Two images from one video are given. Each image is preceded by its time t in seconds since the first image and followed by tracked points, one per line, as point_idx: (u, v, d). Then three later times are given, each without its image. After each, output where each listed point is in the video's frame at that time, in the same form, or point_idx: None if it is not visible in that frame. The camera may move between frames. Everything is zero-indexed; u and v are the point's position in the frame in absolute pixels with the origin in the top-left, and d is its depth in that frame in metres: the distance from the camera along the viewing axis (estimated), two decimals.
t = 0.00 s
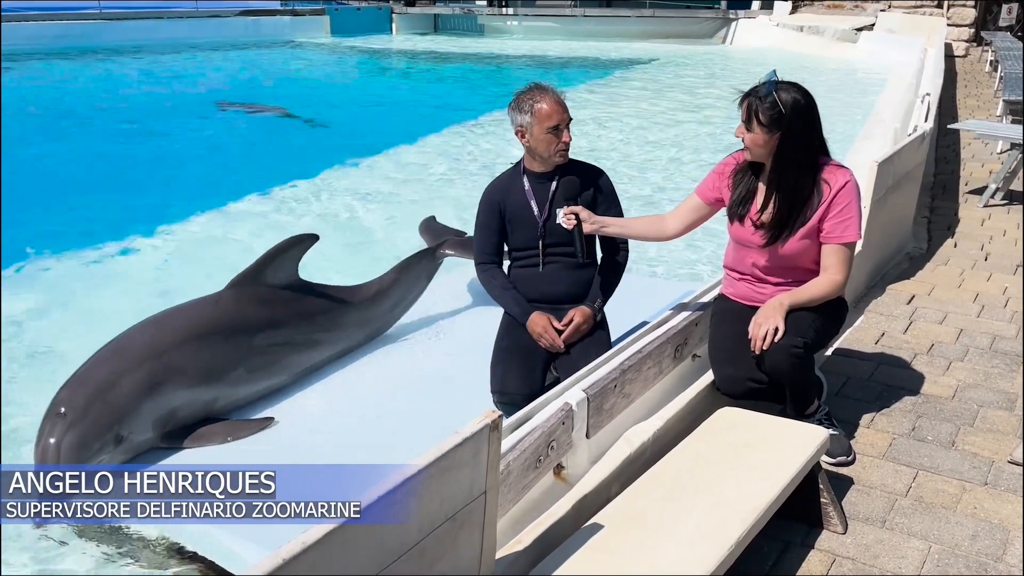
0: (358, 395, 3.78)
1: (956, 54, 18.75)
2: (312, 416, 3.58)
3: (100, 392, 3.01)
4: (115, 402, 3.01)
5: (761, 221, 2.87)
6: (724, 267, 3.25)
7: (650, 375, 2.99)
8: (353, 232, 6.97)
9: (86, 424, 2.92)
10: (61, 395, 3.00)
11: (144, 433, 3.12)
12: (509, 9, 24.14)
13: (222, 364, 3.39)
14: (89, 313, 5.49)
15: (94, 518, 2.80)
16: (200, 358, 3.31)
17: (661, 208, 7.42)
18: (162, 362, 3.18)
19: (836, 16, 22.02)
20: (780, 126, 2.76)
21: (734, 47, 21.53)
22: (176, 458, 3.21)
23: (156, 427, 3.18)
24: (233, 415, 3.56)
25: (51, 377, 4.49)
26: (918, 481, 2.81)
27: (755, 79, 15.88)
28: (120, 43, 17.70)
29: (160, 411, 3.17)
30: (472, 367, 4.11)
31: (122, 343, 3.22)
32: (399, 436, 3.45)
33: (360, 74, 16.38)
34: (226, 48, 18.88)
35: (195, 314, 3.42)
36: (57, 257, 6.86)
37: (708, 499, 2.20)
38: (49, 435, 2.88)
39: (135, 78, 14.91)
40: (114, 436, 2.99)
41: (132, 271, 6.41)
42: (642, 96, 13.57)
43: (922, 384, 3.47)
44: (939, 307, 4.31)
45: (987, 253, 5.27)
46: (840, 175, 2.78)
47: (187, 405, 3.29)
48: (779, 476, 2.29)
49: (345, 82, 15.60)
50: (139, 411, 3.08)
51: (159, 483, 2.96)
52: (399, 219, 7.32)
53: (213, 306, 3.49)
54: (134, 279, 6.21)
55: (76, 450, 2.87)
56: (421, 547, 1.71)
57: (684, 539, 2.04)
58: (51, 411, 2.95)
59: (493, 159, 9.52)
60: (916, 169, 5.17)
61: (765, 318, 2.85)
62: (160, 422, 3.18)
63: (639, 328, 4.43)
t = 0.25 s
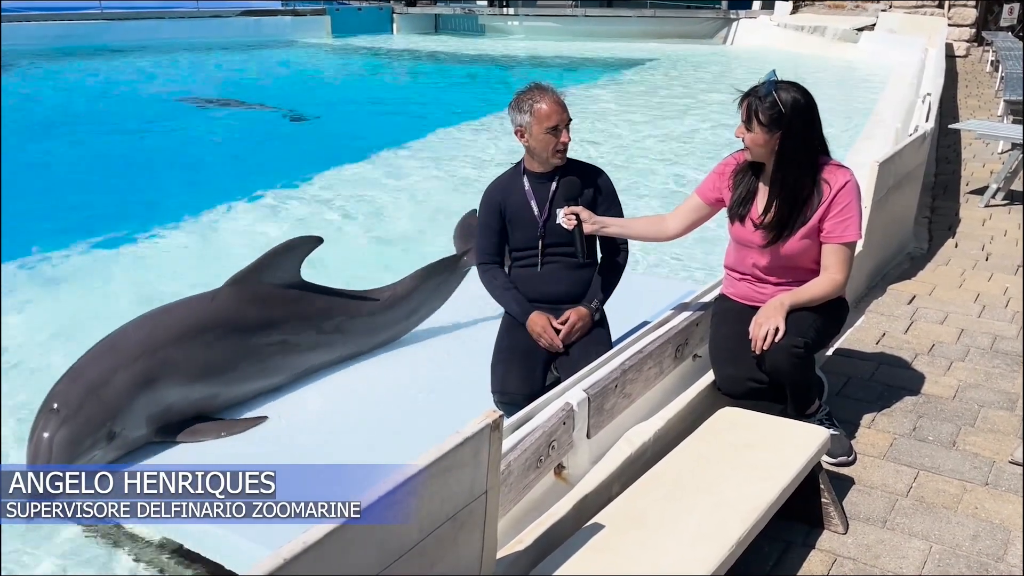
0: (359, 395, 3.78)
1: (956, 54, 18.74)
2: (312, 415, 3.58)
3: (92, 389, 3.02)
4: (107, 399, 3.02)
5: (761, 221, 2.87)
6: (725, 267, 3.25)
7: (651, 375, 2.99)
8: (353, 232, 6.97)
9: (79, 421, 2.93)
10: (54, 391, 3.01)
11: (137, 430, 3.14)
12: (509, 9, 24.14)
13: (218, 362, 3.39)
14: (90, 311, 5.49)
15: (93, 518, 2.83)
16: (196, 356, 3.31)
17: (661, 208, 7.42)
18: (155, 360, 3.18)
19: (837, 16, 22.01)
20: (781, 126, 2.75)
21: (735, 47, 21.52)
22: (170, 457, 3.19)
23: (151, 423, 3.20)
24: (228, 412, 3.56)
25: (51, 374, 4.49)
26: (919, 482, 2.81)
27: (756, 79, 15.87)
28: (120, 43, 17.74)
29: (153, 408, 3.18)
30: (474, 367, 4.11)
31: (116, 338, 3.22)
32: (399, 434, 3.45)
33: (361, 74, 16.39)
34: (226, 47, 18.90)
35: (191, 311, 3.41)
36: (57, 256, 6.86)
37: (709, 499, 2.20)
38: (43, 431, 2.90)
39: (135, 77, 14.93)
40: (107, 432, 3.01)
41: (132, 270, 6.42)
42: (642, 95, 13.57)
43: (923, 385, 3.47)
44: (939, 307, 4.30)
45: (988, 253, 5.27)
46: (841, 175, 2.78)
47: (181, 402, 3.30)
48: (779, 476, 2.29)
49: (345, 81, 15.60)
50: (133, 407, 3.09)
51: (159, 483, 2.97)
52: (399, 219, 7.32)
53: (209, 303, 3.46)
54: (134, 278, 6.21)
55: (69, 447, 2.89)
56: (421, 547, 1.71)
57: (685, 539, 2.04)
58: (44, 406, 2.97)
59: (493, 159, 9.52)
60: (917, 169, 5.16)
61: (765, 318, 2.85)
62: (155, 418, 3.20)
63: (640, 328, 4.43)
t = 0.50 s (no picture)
0: (360, 394, 3.78)
1: (958, 54, 18.75)
2: (313, 414, 3.58)
3: (87, 386, 3.06)
4: (102, 396, 3.05)
5: (762, 222, 2.87)
6: (726, 268, 3.25)
7: (651, 375, 2.99)
8: (354, 232, 6.97)
9: (75, 417, 2.98)
10: (50, 389, 3.06)
11: (133, 426, 3.17)
12: (510, 9, 24.15)
13: (214, 360, 3.41)
14: (89, 311, 5.49)
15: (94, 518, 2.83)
16: (192, 354, 3.33)
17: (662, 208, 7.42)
18: (150, 356, 3.21)
19: (838, 17, 22.01)
20: (781, 126, 2.75)
21: (736, 47, 21.51)
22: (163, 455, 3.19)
23: (146, 421, 3.22)
24: (227, 411, 3.57)
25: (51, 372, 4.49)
26: (920, 482, 2.81)
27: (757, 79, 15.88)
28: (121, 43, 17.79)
29: (148, 406, 3.20)
30: (476, 367, 4.10)
31: (111, 336, 3.27)
32: (399, 434, 3.46)
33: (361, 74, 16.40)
34: (226, 47, 18.93)
35: (186, 310, 3.43)
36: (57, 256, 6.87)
37: (710, 499, 2.20)
38: (37, 429, 2.94)
39: (136, 77, 14.96)
40: (103, 429, 3.05)
41: (132, 269, 6.42)
42: (643, 96, 13.56)
43: (924, 385, 3.47)
44: (940, 307, 4.30)
45: (989, 254, 5.26)
46: (841, 176, 2.78)
47: (175, 400, 3.32)
48: (779, 476, 2.29)
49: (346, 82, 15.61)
50: (126, 405, 3.12)
51: (159, 483, 2.96)
52: (400, 219, 7.32)
53: (203, 302, 3.48)
54: (134, 278, 6.22)
55: (65, 444, 2.94)
56: (423, 546, 1.71)
57: (686, 539, 2.04)
58: (40, 404, 3.02)
59: (494, 159, 9.52)
60: (918, 169, 5.16)
61: (766, 318, 2.85)
62: (150, 415, 3.23)
63: (640, 328, 4.42)
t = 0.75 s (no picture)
0: (360, 394, 3.77)
1: (959, 54, 18.76)
2: (313, 414, 3.58)
3: (87, 385, 3.07)
4: (101, 394, 3.07)
5: (764, 223, 2.88)
6: (727, 268, 3.25)
7: (652, 376, 2.99)
8: (355, 233, 6.98)
9: (75, 416, 2.99)
10: (51, 389, 3.08)
11: (134, 424, 3.18)
12: (511, 10, 24.16)
13: (213, 359, 3.41)
14: (90, 311, 5.49)
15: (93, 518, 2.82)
16: (192, 353, 3.33)
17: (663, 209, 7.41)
18: (150, 354, 3.22)
19: (839, 17, 22.01)
20: (782, 126, 2.75)
21: (737, 48, 21.51)
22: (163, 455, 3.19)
23: (146, 418, 3.23)
24: (227, 410, 3.56)
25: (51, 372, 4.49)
26: (921, 482, 2.81)
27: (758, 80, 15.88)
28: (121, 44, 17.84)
29: (147, 404, 3.21)
30: (476, 367, 4.11)
31: (111, 335, 3.29)
32: (399, 433, 3.46)
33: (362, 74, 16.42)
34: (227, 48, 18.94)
35: (184, 308, 3.44)
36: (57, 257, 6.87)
37: (711, 498, 2.21)
38: (38, 430, 2.94)
39: (137, 78, 14.99)
40: (103, 427, 3.06)
41: (132, 269, 6.43)
42: (645, 96, 13.56)
43: (925, 385, 3.46)
44: (941, 308, 4.30)
45: (990, 254, 5.26)
46: (842, 176, 2.79)
47: (175, 399, 3.32)
48: (779, 477, 2.29)
49: (347, 82, 15.62)
50: (126, 404, 3.13)
51: (159, 483, 2.96)
52: (400, 220, 7.32)
53: (202, 301, 3.47)
54: (134, 278, 6.22)
55: (65, 443, 2.94)
56: (425, 545, 1.72)
57: (687, 539, 2.04)
58: (40, 404, 3.03)
59: (495, 160, 9.52)
60: (920, 169, 5.17)
61: (767, 318, 2.85)
62: (150, 414, 3.23)
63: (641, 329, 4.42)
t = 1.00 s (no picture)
0: (360, 394, 3.77)
1: (960, 54, 18.77)
2: (314, 414, 3.59)
3: (87, 384, 3.07)
4: (102, 394, 3.07)
5: (765, 223, 2.87)
6: (728, 268, 3.24)
7: (653, 376, 2.99)
8: (355, 233, 6.97)
9: (76, 416, 2.98)
10: (51, 389, 3.07)
11: (134, 424, 3.18)
12: (512, 10, 24.18)
13: (213, 359, 3.41)
14: (90, 312, 5.49)
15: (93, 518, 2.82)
16: (192, 353, 3.33)
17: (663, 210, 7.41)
18: (151, 354, 3.22)
19: (840, 18, 22.02)
20: (783, 127, 2.75)
21: (738, 48, 21.51)
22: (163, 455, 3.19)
23: (146, 419, 3.23)
24: (227, 410, 3.57)
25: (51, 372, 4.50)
26: (922, 482, 2.81)
27: (759, 80, 15.88)
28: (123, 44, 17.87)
29: (148, 404, 3.21)
30: (476, 367, 4.11)
31: (111, 334, 3.29)
32: (399, 433, 3.46)
33: (363, 75, 16.42)
34: (228, 48, 18.94)
35: (184, 308, 3.44)
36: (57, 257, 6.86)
37: (711, 498, 2.21)
38: (38, 430, 2.93)
39: (138, 79, 15.01)
40: (103, 426, 3.05)
41: (133, 270, 6.43)
42: (646, 97, 13.56)
43: (925, 386, 3.46)
44: (942, 308, 4.30)
45: (991, 254, 5.26)
46: (843, 177, 2.79)
47: (175, 400, 3.32)
48: (779, 476, 2.29)
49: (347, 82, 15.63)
50: (127, 404, 3.13)
51: (159, 483, 2.96)
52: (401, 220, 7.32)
53: (203, 302, 3.48)
54: (134, 278, 6.22)
55: (65, 442, 2.93)
56: (426, 545, 1.72)
57: (688, 539, 2.05)
58: (41, 404, 3.03)
59: (496, 161, 9.52)
60: (920, 169, 5.16)
61: (768, 318, 2.85)
62: (150, 414, 3.23)
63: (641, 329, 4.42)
